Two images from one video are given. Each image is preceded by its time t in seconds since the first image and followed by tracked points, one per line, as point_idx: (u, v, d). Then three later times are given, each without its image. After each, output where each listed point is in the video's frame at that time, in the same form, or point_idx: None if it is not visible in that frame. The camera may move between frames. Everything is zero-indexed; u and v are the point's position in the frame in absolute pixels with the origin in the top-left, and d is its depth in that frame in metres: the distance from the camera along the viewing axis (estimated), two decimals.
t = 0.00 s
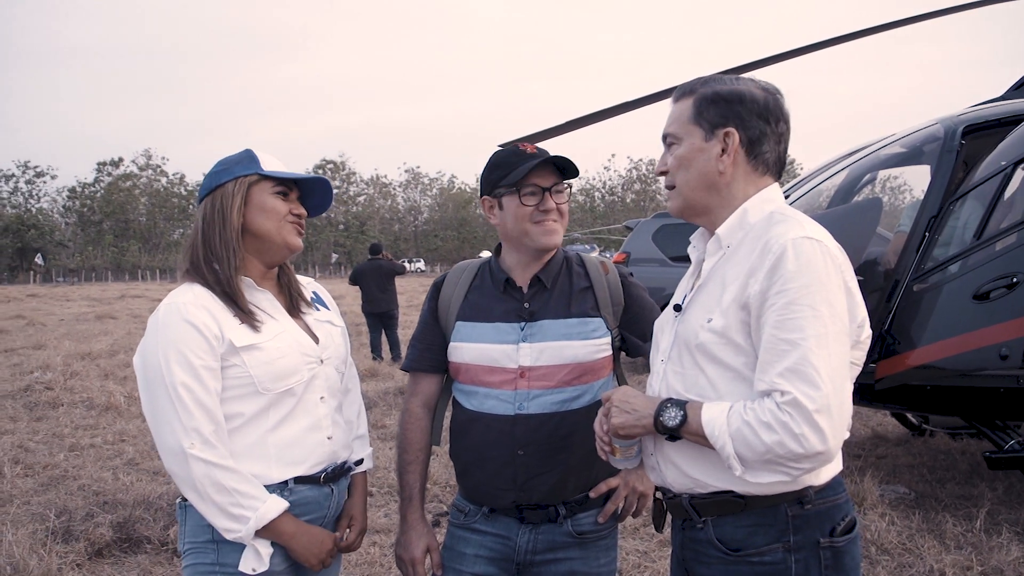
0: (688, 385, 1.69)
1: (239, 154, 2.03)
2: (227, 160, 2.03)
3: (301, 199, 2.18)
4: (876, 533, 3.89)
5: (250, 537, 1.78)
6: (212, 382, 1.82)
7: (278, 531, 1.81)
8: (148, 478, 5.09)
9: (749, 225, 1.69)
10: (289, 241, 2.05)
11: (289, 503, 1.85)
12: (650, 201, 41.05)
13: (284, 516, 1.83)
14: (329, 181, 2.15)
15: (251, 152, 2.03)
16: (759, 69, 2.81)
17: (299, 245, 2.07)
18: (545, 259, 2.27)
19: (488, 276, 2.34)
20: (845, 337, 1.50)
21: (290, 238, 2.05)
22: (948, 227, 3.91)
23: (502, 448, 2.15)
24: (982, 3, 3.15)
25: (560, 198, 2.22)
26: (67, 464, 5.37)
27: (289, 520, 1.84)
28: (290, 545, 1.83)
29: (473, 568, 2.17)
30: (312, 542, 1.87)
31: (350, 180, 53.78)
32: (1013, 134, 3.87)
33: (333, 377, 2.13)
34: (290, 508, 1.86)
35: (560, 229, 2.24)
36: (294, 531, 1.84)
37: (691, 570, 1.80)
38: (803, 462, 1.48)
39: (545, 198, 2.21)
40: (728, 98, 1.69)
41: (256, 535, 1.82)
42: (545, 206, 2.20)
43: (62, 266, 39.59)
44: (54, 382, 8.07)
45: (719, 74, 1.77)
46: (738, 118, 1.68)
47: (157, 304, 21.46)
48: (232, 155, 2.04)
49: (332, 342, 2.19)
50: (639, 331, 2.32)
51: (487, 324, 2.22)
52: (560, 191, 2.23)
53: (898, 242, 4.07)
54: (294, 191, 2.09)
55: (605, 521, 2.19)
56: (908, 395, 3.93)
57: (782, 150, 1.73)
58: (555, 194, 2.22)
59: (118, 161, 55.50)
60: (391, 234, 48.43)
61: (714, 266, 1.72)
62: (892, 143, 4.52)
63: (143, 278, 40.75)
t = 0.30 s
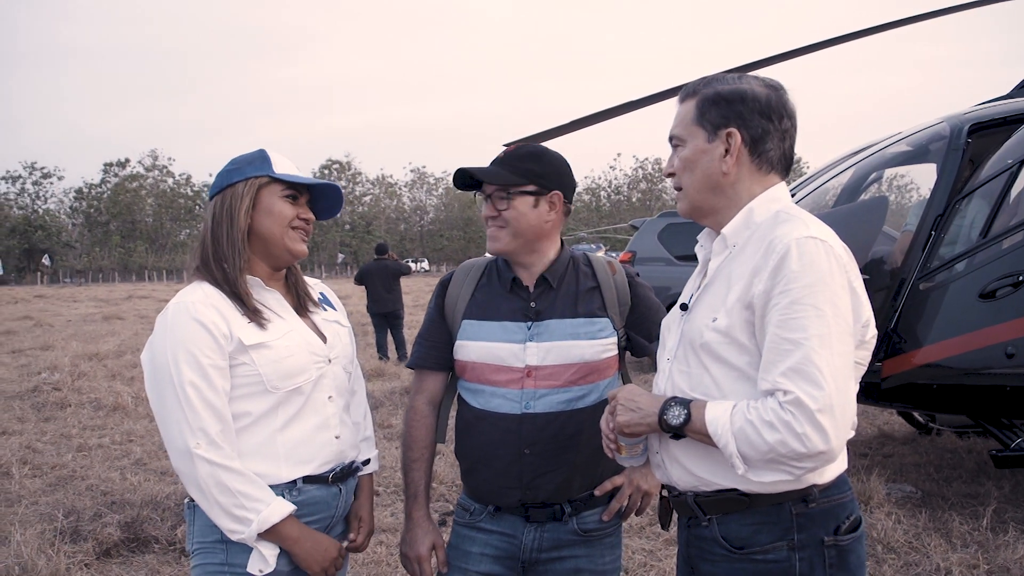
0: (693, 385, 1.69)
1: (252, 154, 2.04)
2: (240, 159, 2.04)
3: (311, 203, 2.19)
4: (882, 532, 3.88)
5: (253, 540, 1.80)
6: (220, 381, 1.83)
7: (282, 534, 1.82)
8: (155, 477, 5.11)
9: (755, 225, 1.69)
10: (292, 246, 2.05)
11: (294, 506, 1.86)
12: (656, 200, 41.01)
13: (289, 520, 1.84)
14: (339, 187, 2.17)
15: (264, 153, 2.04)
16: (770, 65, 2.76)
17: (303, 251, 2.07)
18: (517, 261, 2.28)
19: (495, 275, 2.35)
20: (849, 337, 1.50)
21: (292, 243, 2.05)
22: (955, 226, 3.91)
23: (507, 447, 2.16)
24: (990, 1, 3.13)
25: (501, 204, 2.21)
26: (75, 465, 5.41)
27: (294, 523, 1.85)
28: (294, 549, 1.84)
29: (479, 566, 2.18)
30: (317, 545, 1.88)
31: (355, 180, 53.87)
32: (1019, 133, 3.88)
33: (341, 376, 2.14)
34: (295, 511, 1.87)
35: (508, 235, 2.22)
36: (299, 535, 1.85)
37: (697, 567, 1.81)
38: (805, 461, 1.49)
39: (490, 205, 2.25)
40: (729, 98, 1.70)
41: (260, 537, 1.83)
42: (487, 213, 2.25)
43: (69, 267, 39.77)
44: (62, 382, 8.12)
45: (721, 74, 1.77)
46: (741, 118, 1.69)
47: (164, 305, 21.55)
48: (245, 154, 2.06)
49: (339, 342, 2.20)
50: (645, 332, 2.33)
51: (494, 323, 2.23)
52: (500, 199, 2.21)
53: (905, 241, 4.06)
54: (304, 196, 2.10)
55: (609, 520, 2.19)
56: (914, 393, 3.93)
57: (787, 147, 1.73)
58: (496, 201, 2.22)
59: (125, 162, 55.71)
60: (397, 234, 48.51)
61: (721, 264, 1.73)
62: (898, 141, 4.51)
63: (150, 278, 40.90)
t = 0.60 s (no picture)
0: (700, 384, 1.69)
1: (264, 152, 2.05)
2: (252, 157, 2.05)
3: (319, 206, 2.20)
4: (886, 531, 3.88)
5: (258, 537, 1.81)
6: (225, 379, 1.84)
7: (287, 532, 1.83)
8: (160, 476, 5.13)
9: (761, 224, 1.69)
10: (295, 249, 2.06)
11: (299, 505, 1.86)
12: (660, 200, 40.96)
13: (294, 518, 1.85)
14: (349, 195, 2.18)
15: (276, 153, 2.05)
16: (776, 65, 2.75)
17: (305, 255, 2.08)
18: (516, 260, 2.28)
19: (498, 274, 2.35)
20: (856, 336, 1.50)
21: (295, 246, 2.06)
22: (959, 226, 3.90)
23: (510, 445, 2.16)
24: None
25: (495, 205, 2.24)
26: (81, 463, 5.43)
27: (299, 522, 1.86)
28: (298, 547, 1.85)
29: (481, 563, 2.18)
30: (321, 544, 1.89)
31: (360, 179, 53.92)
32: None
33: (345, 374, 2.15)
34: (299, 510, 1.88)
35: (503, 235, 2.24)
36: (303, 534, 1.86)
37: (700, 566, 1.81)
38: (813, 460, 1.49)
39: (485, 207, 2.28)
40: (736, 96, 1.70)
41: (265, 535, 1.84)
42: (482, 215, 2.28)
43: (75, 266, 39.91)
44: (68, 381, 8.15)
45: (726, 73, 1.77)
46: (748, 116, 1.69)
47: (170, 304, 21.61)
48: (258, 151, 2.07)
49: (344, 341, 2.21)
50: (648, 331, 2.32)
51: (496, 321, 2.24)
52: (493, 199, 2.24)
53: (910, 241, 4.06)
54: (313, 200, 2.11)
55: (612, 519, 2.20)
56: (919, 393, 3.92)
57: (794, 145, 1.73)
58: (490, 202, 2.25)
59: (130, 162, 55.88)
60: (401, 233, 48.56)
61: (726, 264, 1.73)
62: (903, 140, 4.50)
63: (155, 277, 41.01)
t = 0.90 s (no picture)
0: (704, 382, 1.70)
1: (266, 152, 2.06)
2: (255, 157, 2.06)
3: (324, 204, 2.20)
4: (891, 530, 3.87)
5: (265, 536, 1.81)
6: (231, 378, 1.85)
7: (293, 531, 1.84)
8: (166, 476, 5.15)
9: (764, 222, 1.69)
10: (301, 247, 2.06)
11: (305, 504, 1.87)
12: (664, 198, 40.93)
13: (299, 517, 1.86)
14: (354, 191, 2.19)
15: (279, 152, 2.05)
16: (779, 64, 2.74)
17: (312, 251, 2.08)
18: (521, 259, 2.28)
19: (502, 274, 2.36)
20: (861, 334, 1.50)
21: (302, 243, 2.06)
22: (963, 224, 3.89)
23: (514, 444, 2.17)
24: None
25: (499, 205, 2.24)
26: (86, 463, 5.45)
27: (304, 521, 1.87)
28: (304, 546, 1.86)
29: (485, 563, 2.19)
30: (326, 543, 1.90)
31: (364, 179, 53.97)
32: None
33: (351, 374, 2.16)
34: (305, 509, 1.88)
35: (507, 235, 2.24)
36: (309, 533, 1.87)
37: (704, 565, 1.81)
38: (818, 458, 1.49)
39: (488, 206, 2.28)
40: (740, 95, 1.70)
41: (272, 534, 1.84)
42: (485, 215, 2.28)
43: (80, 266, 40.04)
44: (73, 381, 8.19)
45: (729, 71, 1.77)
46: (752, 114, 1.69)
47: (175, 304, 21.67)
48: (261, 151, 2.07)
49: (349, 340, 2.22)
50: (653, 331, 2.32)
51: (499, 321, 2.25)
52: (495, 200, 2.24)
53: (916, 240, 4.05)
54: (317, 197, 2.12)
55: (615, 519, 2.20)
56: (924, 391, 3.91)
57: (798, 143, 1.73)
58: (494, 202, 2.25)
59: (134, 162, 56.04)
60: (405, 232, 48.60)
61: (730, 262, 1.73)
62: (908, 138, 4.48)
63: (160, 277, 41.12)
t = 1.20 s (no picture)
0: (704, 382, 1.69)
1: (265, 152, 2.06)
2: (253, 158, 2.06)
3: (325, 202, 2.21)
4: (894, 530, 3.87)
5: (267, 537, 1.82)
6: (232, 378, 1.85)
7: (295, 532, 1.85)
8: (169, 475, 5.17)
9: (765, 223, 1.69)
10: (304, 247, 2.07)
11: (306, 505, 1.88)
12: (668, 197, 40.89)
13: (301, 518, 1.87)
14: (354, 187, 2.19)
15: (278, 152, 2.06)
16: (782, 64, 2.74)
17: (314, 250, 2.08)
18: (526, 260, 2.28)
19: (506, 274, 2.36)
20: (861, 334, 1.50)
21: (303, 243, 2.06)
22: (967, 223, 3.89)
23: (517, 445, 2.17)
24: None
25: (503, 205, 2.24)
26: (90, 462, 5.47)
27: (306, 521, 1.87)
28: (306, 546, 1.87)
29: (488, 563, 2.19)
30: (328, 543, 1.90)
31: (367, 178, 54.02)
32: None
33: (353, 375, 2.16)
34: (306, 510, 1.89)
35: (513, 236, 2.24)
36: (311, 533, 1.87)
37: (706, 566, 1.81)
38: (817, 458, 1.49)
39: (492, 207, 2.27)
40: (741, 95, 1.69)
41: (273, 535, 1.85)
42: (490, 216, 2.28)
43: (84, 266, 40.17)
44: (77, 380, 8.21)
45: (730, 71, 1.77)
46: (753, 115, 1.69)
47: (179, 304, 21.72)
48: (259, 151, 2.08)
49: (352, 341, 2.22)
50: (657, 332, 2.31)
51: (503, 322, 2.25)
52: (500, 200, 2.24)
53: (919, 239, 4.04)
54: (318, 196, 2.12)
55: (619, 519, 2.20)
56: (928, 391, 3.90)
57: (799, 144, 1.73)
58: (498, 202, 2.24)
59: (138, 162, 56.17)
60: (408, 232, 48.64)
61: (730, 261, 1.73)
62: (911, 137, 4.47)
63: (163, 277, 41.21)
